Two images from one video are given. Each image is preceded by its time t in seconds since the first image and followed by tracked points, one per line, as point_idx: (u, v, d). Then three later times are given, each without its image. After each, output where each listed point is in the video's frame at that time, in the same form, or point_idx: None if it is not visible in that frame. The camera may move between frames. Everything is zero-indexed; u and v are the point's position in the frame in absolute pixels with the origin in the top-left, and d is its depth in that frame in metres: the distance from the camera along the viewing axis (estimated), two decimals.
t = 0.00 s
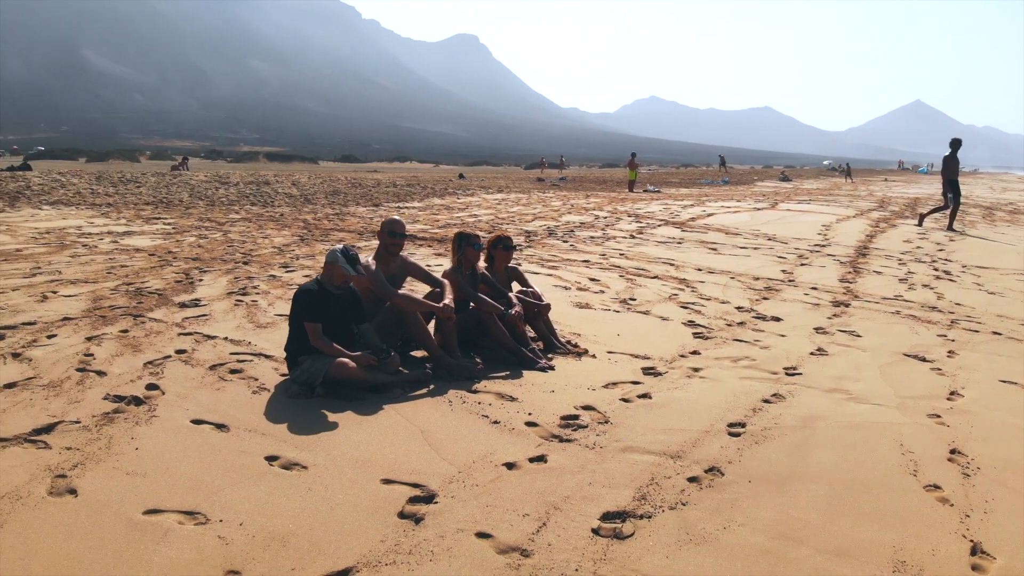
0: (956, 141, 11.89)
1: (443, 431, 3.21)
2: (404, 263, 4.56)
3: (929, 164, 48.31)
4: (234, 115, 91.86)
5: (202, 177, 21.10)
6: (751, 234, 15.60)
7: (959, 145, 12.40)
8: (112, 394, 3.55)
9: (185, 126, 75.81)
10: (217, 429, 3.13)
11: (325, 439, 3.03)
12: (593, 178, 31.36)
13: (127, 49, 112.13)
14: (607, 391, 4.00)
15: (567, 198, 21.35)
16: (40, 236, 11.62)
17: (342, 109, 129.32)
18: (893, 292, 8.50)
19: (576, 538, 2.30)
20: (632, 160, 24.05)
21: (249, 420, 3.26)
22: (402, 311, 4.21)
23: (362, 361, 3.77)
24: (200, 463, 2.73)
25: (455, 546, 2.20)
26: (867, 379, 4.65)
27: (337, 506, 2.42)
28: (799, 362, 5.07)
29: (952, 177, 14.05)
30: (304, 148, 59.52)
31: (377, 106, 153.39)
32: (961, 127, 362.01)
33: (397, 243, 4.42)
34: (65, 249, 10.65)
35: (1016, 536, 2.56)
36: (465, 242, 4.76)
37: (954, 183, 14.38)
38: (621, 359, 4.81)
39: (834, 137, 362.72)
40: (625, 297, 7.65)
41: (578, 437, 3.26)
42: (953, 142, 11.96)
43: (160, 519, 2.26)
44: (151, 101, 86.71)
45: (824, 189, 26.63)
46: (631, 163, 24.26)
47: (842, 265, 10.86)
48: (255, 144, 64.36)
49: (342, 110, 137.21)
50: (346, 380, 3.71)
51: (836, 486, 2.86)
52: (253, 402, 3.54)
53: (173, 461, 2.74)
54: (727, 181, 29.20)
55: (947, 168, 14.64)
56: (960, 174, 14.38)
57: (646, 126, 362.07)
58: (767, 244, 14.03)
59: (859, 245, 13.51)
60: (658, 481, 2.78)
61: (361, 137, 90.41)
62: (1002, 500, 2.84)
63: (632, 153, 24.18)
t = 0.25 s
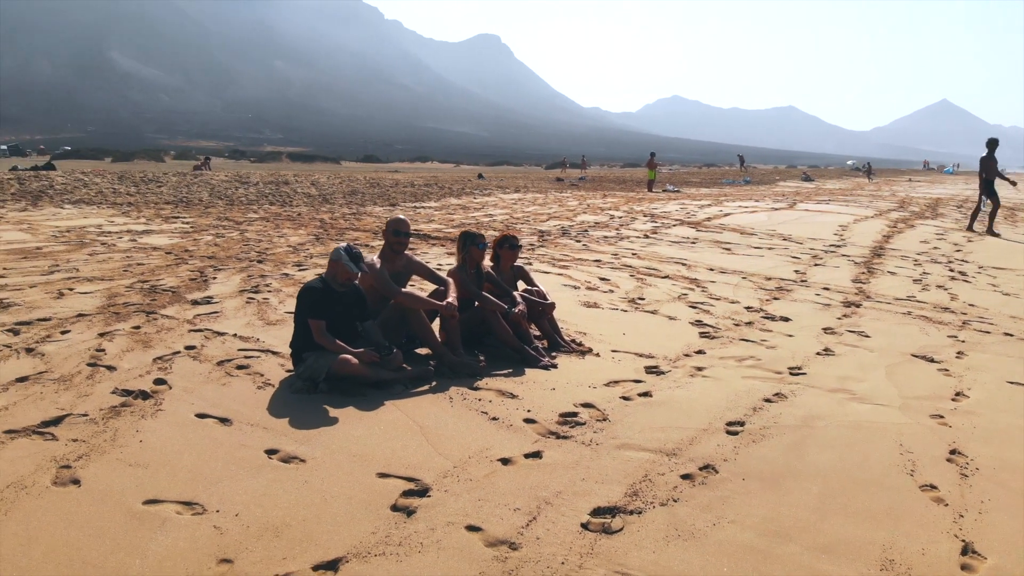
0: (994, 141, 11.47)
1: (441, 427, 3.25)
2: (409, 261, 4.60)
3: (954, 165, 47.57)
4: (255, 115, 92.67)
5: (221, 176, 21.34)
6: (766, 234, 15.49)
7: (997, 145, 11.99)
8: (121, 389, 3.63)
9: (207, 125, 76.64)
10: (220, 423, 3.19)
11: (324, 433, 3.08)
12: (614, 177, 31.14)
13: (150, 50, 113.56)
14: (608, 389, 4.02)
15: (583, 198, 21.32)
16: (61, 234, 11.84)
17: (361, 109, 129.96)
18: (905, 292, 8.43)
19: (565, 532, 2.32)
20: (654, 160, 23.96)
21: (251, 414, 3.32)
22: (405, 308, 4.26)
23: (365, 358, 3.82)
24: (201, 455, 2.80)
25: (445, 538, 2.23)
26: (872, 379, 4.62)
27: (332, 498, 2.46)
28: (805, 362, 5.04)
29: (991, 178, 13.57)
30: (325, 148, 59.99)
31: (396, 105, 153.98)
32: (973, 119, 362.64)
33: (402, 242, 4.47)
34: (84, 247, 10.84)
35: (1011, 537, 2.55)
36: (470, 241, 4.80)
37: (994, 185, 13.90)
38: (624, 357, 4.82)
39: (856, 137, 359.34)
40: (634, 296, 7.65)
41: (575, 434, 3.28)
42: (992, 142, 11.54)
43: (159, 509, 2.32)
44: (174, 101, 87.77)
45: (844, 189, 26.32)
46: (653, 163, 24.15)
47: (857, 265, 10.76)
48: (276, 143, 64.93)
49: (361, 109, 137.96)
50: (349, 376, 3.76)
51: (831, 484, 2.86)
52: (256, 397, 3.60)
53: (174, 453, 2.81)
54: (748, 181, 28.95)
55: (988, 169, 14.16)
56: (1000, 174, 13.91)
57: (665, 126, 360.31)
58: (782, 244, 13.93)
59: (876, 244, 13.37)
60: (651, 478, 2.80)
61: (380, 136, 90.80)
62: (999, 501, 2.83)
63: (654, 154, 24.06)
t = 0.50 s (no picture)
0: None
1: (436, 423, 3.30)
2: (412, 260, 4.65)
3: (980, 165, 46.84)
4: (274, 115, 93.44)
5: (239, 175, 21.58)
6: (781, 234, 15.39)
7: None
8: (126, 383, 3.72)
9: (228, 125, 77.42)
10: (221, 417, 3.26)
11: (321, 428, 3.14)
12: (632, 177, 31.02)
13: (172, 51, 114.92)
14: (606, 387, 4.04)
15: (599, 197, 21.28)
16: (80, 232, 12.06)
17: (379, 108, 130.53)
18: (917, 292, 8.36)
19: (550, 525, 2.36)
20: (671, 159, 23.86)
21: (251, 409, 3.39)
22: (406, 306, 4.31)
23: (365, 355, 3.87)
24: (199, 447, 2.86)
25: (431, 530, 2.28)
26: (874, 379, 4.61)
27: (324, 490, 2.51)
28: (807, 362, 5.04)
29: None
30: (345, 147, 60.38)
31: (414, 105, 154.48)
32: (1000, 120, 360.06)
33: (405, 241, 4.52)
34: (101, 245, 11.02)
35: (999, 537, 2.55)
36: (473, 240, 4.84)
37: None
38: (625, 356, 4.84)
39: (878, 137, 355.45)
40: (641, 295, 7.66)
41: (569, 430, 3.31)
42: None
43: (154, 499, 2.39)
44: (195, 101, 88.76)
45: (864, 189, 26.03)
46: (671, 162, 24.05)
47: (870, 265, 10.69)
48: (296, 143, 65.46)
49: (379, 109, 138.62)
50: (350, 373, 3.82)
51: (821, 482, 2.87)
52: (258, 392, 3.67)
53: (173, 445, 2.88)
54: (769, 181, 28.67)
55: None
56: None
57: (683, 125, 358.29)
58: (796, 243, 13.85)
59: (892, 244, 13.24)
60: (641, 474, 2.82)
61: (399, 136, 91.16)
62: (990, 502, 2.83)
63: (672, 153, 23.96)
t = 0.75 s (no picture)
0: None
1: (430, 419, 3.33)
2: (413, 258, 4.69)
3: (999, 165, 46.35)
4: (289, 115, 93.94)
5: (251, 175, 21.75)
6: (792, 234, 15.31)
7: None
8: (128, 378, 3.79)
9: (243, 125, 77.92)
10: (219, 411, 3.32)
11: (314, 424, 3.18)
12: (645, 177, 30.89)
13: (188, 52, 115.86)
14: (601, 385, 4.06)
15: (610, 197, 21.24)
16: (93, 231, 12.21)
17: (393, 108, 130.88)
18: (925, 292, 8.31)
19: (534, 520, 2.39)
20: (684, 158, 23.78)
21: (248, 404, 3.44)
22: (406, 305, 4.35)
23: (363, 352, 3.92)
24: (195, 441, 2.92)
25: (416, 524, 2.31)
26: (873, 380, 4.60)
27: (315, 483, 2.56)
28: (808, 362, 5.02)
29: None
30: (361, 148, 60.72)
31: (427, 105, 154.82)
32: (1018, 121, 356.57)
33: (405, 240, 4.56)
34: (114, 244, 11.16)
35: (986, 537, 2.55)
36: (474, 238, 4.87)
37: None
38: (624, 355, 4.85)
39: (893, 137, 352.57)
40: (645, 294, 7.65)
41: (562, 428, 3.34)
42: None
43: (148, 491, 2.44)
44: (211, 101, 89.45)
45: (879, 189, 25.80)
46: (684, 161, 23.97)
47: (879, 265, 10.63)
48: (310, 143, 65.78)
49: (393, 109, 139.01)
50: (347, 369, 3.87)
51: (810, 481, 2.88)
52: (257, 388, 3.72)
53: (170, 439, 2.94)
54: (785, 181, 28.42)
55: None
56: None
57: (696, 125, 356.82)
58: (806, 243, 13.78)
59: (903, 244, 13.14)
60: (631, 471, 2.84)
61: (412, 136, 91.36)
62: (979, 502, 2.83)
63: (684, 152, 23.89)
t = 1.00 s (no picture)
0: None
1: (424, 415, 3.38)
2: (413, 256, 4.74)
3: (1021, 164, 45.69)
4: (305, 115, 94.51)
5: (266, 175, 21.93)
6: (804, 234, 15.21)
7: None
8: (131, 374, 3.87)
9: (259, 125, 78.50)
10: (217, 406, 3.38)
11: (309, 420, 3.23)
12: (660, 177, 30.75)
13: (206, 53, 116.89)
14: (597, 383, 4.08)
15: (623, 197, 21.20)
16: (108, 230, 12.39)
17: (408, 108, 131.29)
18: (934, 293, 8.24)
19: (518, 514, 2.42)
20: (699, 158, 23.68)
21: (246, 399, 3.50)
22: (404, 302, 4.40)
23: (360, 349, 3.97)
24: (191, 435, 2.98)
25: (401, 517, 2.35)
26: (873, 379, 4.58)
27: (305, 476, 2.61)
28: (808, 362, 5.01)
29: None
30: (377, 148, 60.97)
31: (442, 105, 155.17)
32: None
33: (405, 238, 4.61)
34: (128, 243, 11.31)
35: (971, 536, 2.55)
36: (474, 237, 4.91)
37: None
38: (622, 354, 4.86)
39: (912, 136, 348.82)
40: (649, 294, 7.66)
41: (554, 424, 3.37)
42: None
43: (141, 482, 2.50)
44: (228, 102, 90.20)
45: (896, 189, 25.55)
46: (699, 161, 23.87)
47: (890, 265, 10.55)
48: (326, 143, 66.16)
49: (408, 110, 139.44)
50: (344, 366, 3.92)
51: (798, 478, 2.89)
52: (255, 384, 3.78)
53: (167, 432, 3.00)
54: (803, 181, 28.16)
55: None
56: None
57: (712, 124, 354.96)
58: (817, 243, 13.70)
59: (916, 244, 13.03)
60: (618, 468, 2.87)
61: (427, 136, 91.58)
62: (968, 501, 2.82)
63: (699, 152, 23.79)
